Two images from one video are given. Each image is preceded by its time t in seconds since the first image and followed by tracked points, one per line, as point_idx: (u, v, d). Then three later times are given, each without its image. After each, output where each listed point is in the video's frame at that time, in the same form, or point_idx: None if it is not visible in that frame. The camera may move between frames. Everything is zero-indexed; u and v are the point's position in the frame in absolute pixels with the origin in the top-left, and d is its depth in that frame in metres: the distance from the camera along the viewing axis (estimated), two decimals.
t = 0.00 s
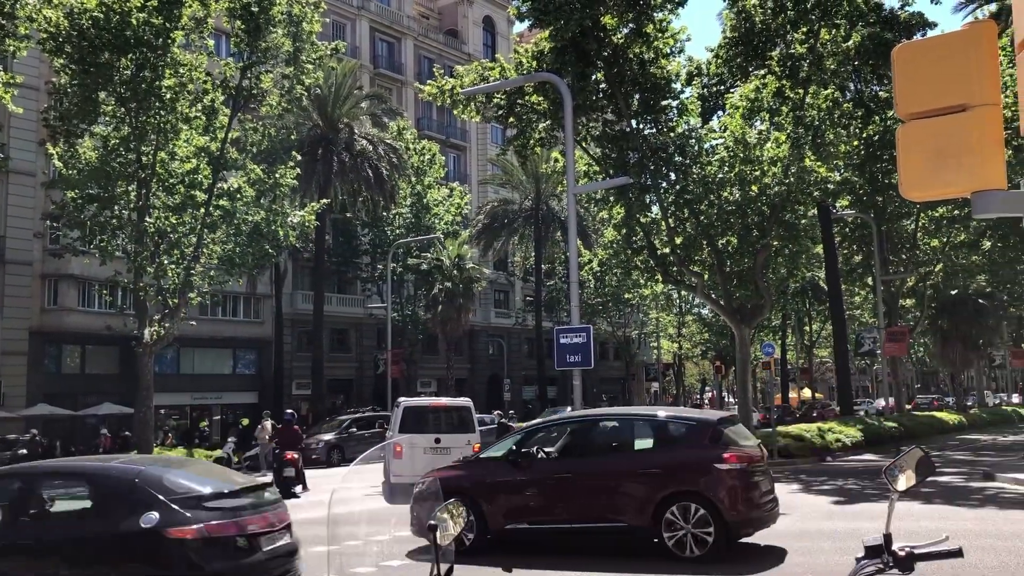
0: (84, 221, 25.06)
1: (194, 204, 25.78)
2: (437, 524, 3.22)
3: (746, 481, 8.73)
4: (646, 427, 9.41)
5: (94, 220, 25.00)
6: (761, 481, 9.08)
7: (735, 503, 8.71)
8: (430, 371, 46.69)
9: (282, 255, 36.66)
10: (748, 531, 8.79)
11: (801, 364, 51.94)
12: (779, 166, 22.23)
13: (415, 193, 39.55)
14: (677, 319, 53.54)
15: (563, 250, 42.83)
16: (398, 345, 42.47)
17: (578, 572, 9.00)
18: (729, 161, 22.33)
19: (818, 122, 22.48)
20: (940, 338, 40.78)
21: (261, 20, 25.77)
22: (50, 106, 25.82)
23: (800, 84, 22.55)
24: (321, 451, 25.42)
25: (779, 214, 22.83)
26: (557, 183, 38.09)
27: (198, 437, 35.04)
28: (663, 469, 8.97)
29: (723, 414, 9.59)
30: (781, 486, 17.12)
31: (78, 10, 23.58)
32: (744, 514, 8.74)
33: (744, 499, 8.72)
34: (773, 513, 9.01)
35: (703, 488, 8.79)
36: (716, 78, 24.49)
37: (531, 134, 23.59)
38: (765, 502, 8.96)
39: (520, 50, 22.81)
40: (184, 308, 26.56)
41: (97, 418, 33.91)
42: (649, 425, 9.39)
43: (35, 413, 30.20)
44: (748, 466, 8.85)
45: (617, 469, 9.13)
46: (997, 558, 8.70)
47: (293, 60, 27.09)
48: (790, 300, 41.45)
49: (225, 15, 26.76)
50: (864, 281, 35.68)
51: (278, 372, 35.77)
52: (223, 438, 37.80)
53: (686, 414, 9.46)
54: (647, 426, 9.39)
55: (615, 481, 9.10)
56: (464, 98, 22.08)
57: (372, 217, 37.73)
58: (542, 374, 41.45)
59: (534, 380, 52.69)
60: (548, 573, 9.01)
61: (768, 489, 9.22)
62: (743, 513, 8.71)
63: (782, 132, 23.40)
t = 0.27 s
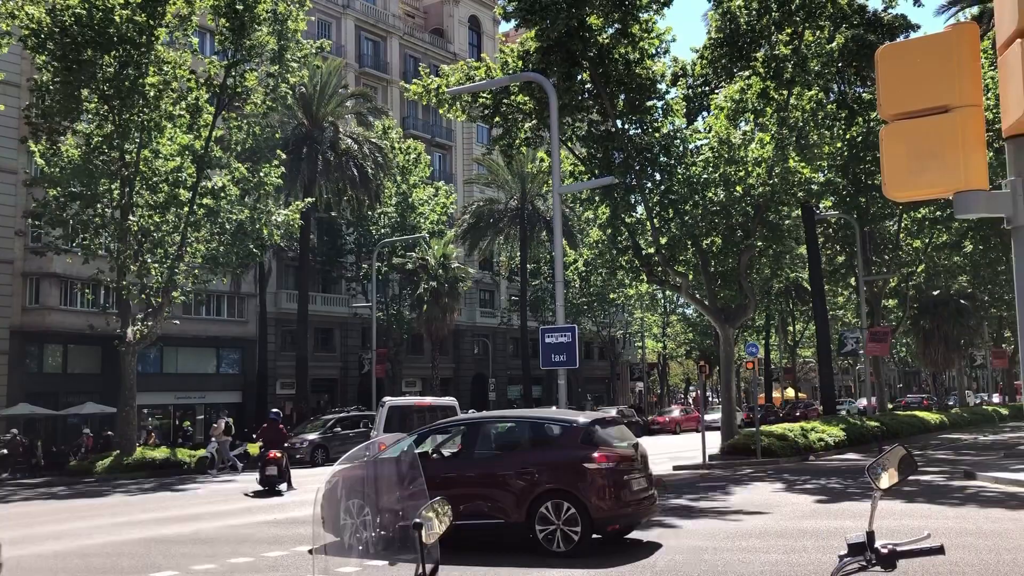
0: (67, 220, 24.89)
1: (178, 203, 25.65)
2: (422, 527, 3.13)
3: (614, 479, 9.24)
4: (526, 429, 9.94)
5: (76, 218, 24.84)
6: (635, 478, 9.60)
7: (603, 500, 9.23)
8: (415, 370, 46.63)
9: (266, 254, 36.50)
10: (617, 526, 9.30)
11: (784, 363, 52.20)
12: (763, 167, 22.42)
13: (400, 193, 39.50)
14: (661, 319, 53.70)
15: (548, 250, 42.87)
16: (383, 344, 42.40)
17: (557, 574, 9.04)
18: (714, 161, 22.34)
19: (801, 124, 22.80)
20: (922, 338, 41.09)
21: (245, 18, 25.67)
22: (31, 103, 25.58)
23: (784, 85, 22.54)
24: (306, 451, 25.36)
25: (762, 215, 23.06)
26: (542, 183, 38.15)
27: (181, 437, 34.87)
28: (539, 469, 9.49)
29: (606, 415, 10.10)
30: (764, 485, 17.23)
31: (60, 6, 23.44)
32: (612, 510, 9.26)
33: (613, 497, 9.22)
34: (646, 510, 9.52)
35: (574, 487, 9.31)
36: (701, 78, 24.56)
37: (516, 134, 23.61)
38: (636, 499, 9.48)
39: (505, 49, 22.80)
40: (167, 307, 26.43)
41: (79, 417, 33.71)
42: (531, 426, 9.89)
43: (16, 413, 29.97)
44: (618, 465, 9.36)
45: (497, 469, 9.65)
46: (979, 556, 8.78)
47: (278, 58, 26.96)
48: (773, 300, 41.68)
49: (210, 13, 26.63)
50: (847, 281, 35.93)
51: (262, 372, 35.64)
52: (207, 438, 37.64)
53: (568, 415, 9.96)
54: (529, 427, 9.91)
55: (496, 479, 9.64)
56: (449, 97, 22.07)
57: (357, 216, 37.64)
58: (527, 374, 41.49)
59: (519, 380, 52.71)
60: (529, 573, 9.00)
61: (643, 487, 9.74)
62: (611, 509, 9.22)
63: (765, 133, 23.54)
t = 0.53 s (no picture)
0: (48, 218, 24.68)
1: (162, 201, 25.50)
2: (406, 526, 3.18)
3: (502, 480, 9.79)
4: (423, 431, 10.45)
5: (59, 216, 24.66)
6: (524, 479, 10.19)
7: (491, 500, 9.77)
8: (400, 370, 46.54)
9: (250, 253, 36.31)
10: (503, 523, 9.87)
11: (767, 363, 52.44)
12: (748, 167, 22.45)
13: (386, 192, 39.43)
14: (646, 319, 53.81)
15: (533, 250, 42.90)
16: (368, 344, 42.29)
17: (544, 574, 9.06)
18: (698, 161, 22.49)
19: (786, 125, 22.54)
20: (905, 338, 41.37)
21: (230, 15, 25.54)
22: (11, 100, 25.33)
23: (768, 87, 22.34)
24: (290, 451, 25.27)
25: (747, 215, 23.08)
26: (528, 183, 38.15)
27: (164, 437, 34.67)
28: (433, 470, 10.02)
29: (500, 420, 10.67)
30: (748, 484, 17.31)
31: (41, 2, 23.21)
32: (500, 509, 9.81)
33: (500, 497, 9.78)
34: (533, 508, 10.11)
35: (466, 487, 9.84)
36: (686, 79, 24.61)
37: (501, 133, 23.60)
38: (525, 498, 10.03)
39: (491, 49, 22.78)
40: (150, 306, 26.27)
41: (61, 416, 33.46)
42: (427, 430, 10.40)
43: None
44: (506, 467, 9.91)
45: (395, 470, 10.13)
46: (961, 554, 8.86)
47: (263, 56, 26.80)
48: (757, 300, 41.87)
49: (193, 10, 26.48)
50: (831, 281, 36.13)
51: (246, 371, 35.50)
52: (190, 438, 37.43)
53: (462, 419, 10.51)
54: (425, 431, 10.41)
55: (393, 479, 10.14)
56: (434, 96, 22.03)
57: (341, 215, 37.53)
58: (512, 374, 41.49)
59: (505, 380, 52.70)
60: (516, 574, 8.99)
61: (531, 486, 10.32)
62: (499, 509, 9.78)
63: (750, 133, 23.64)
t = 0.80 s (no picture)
0: (30, 216, 24.44)
1: (144, 199, 25.29)
2: (390, 524, 3.22)
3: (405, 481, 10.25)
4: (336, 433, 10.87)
5: (40, 214, 24.46)
6: (430, 479, 10.58)
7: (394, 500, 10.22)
8: (384, 370, 46.43)
9: (234, 252, 36.12)
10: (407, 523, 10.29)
11: (750, 363, 52.67)
12: (731, 168, 22.82)
13: (371, 191, 39.36)
14: (630, 319, 53.90)
15: (518, 250, 42.90)
16: (353, 344, 42.15)
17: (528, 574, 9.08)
18: (683, 162, 22.83)
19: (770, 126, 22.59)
20: (887, 339, 41.63)
21: (213, 13, 25.42)
22: None
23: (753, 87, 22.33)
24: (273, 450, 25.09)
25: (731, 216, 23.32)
26: (513, 183, 38.15)
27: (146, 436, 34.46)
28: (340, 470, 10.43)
29: (412, 421, 11.05)
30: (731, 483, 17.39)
31: None
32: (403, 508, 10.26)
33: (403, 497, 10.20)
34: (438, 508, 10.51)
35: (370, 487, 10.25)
36: (671, 80, 24.67)
37: (486, 133, 23.61)
38: (430, 497, 10.48)
39: (476, 49, 22.75)
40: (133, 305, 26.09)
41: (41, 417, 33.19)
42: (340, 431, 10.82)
43: None
44: (409, 468, 10.34)
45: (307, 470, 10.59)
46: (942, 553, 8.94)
47: (247, 54, 26.65)
48: (741, 300, 42.05)
49: (177, 8, 26.32)
50: (814, 282, 36.32)
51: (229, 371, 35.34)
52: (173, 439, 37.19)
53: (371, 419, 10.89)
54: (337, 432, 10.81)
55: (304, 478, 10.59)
56: (419, 96, 21.98)
57: (326, 215, 37.40)
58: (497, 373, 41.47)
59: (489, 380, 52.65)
60: (500, 574, 9.01)
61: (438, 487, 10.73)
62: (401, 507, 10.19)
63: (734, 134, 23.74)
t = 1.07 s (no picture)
0: (10, 214, 24.21)
1: (127, 197, 25.11)
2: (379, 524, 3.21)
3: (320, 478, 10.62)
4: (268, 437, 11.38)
5: (21, 213, 24.24)
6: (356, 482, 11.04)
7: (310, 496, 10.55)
8: (369, 370, 46.31)
9: (217, 251, 35.91)
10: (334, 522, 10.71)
11: (734, 363, 52.89)
12: (716, 169, 23.26)
13: (355, 191, 39.23)
14: (615, 319, 54.00)
15: (503, 250, 42.87)
16: (337, 344, 42.01)
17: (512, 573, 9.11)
18: (667, 163, 23.16)
19: (753, 127, 22.51)
20: (869, 339, 41.89)
21: (197, 11, 25.28)
22: None
23: (737, 89, 22.88)
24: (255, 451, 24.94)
25: (715, 217, 23.51)
26: (498, 183, 38.12)
27: (128, 436, 34.26)
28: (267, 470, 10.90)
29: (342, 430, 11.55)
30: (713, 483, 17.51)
31: None
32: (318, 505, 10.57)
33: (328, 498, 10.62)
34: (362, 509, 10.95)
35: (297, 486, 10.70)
36: (655, 81, 24.71)
37: (472, 133, 23.58)
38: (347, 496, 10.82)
39: (462, 49, 22.73)
40: (115, 305, 25.92)
41: (21, 417, 32.91)
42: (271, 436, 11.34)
43: None
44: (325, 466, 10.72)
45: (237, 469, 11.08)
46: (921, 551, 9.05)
47: (231, 53, 26.47)
48: (725, 301, 42.22)
49: (160, 5, 26.13)
50: (797, 283, 36.50)
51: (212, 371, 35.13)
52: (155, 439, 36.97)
53: (298, 425, 11.49)
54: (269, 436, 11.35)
55: (233, 477, 11.07)
56: (404, 95, 21.92)
57: (310, 214, 37.27)
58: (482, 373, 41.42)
59: (474, 380, 52.61)
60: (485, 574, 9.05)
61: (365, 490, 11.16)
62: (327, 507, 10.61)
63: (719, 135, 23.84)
